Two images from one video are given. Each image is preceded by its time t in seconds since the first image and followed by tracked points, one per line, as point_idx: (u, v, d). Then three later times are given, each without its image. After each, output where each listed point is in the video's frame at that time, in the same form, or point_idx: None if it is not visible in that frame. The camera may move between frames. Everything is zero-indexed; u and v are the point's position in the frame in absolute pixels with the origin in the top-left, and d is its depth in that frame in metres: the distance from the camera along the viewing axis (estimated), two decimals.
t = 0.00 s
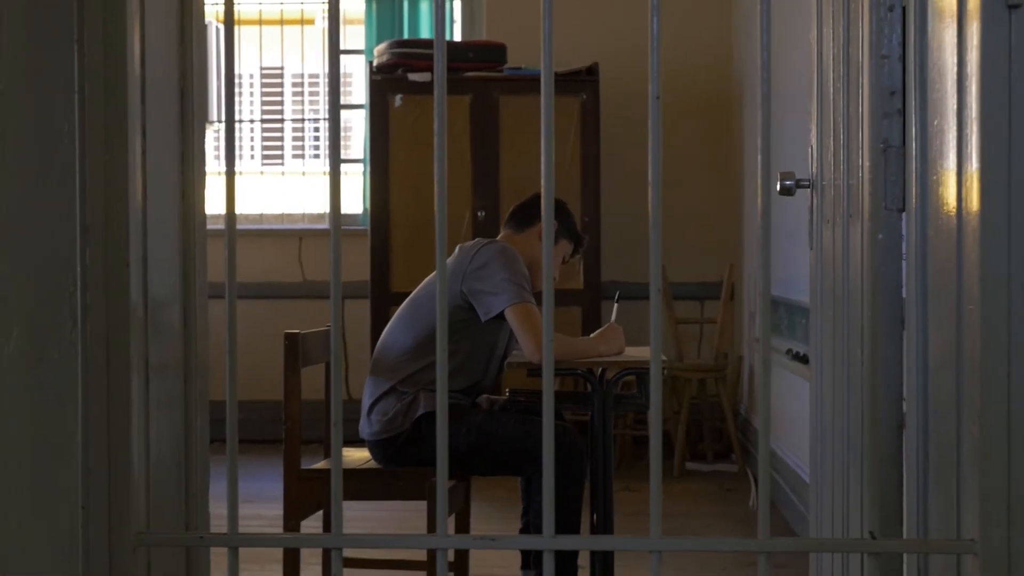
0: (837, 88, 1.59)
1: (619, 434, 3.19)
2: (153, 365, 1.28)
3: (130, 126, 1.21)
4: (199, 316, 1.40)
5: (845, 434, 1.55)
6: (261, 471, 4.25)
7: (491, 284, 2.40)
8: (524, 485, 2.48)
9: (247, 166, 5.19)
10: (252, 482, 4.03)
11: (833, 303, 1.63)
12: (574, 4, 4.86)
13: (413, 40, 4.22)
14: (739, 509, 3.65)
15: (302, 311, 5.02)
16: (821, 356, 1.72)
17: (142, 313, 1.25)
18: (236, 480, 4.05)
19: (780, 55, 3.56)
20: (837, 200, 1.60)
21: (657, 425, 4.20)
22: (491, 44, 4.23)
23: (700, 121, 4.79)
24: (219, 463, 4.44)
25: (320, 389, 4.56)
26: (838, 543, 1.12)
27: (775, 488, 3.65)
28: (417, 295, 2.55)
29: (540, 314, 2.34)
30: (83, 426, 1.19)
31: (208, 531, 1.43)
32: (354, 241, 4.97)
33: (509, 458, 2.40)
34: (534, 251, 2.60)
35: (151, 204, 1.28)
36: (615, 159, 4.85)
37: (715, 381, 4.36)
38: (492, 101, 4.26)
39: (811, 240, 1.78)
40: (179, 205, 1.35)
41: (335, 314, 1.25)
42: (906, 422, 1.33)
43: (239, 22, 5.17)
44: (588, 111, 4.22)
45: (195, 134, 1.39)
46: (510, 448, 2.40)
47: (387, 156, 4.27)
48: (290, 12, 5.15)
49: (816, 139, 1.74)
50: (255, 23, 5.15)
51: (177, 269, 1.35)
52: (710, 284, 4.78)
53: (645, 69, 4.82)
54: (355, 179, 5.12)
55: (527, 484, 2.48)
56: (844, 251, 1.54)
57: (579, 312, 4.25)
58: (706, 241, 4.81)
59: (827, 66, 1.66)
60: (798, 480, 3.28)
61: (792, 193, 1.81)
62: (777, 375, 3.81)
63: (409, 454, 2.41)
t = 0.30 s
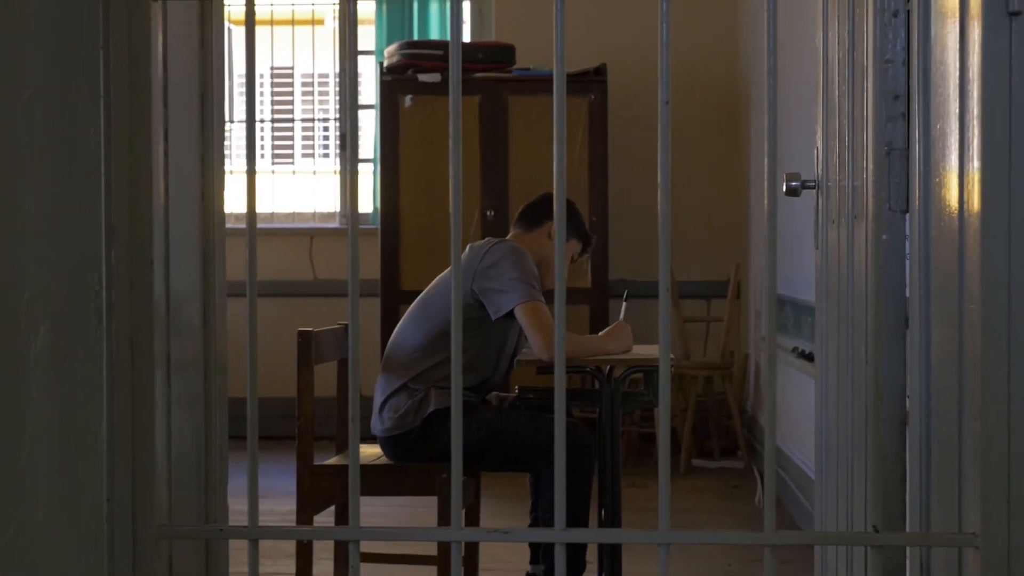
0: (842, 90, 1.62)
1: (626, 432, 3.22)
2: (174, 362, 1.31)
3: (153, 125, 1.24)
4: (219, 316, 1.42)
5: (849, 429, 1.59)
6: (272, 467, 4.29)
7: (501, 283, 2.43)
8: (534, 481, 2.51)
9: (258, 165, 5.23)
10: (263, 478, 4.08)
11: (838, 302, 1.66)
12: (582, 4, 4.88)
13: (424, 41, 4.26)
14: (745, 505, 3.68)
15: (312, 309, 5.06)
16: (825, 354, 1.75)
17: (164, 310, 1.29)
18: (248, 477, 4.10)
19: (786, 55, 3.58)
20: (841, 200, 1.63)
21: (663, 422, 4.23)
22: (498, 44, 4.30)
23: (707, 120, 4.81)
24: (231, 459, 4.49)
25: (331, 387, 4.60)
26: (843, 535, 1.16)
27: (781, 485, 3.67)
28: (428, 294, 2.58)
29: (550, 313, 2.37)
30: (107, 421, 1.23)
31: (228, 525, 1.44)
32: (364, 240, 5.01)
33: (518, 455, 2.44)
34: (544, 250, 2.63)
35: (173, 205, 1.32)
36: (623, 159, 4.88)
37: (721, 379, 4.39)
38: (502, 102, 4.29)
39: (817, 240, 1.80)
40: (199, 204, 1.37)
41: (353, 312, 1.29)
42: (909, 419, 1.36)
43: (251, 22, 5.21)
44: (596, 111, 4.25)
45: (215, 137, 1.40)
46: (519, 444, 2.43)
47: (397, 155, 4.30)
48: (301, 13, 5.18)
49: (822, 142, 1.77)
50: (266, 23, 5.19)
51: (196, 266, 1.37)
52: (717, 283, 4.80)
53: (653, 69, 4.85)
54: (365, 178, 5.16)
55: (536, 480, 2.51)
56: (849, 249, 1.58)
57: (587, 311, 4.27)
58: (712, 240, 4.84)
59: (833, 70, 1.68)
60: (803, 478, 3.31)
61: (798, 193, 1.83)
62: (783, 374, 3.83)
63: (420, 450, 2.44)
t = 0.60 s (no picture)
0: (839, 96, 1.67)
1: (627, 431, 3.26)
2: (190, 360, 1.38)
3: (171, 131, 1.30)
4: (230, 318, 1.50)
5: (846, 427, 1.63)
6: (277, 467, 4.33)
7: (505, 284, 2.47)
8: (536, 478, 2.54)
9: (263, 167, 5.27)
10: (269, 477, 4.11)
11: (835, 303, 1.70)
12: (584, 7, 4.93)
13: (427, 45, 4.28)
14: (745, 503, 3.72)
15: (317, 310, 5.10)
16: (823, 354, 1.79)
17: (181, 311, 1.35)
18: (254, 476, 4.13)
19: (784, 59, 3.61)
20: (838, 204, 1.68)
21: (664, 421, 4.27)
22: (501, 48, 4.32)
23: (707, 122, 4.85)
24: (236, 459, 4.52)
25: (336, 387, 4.64)
26: (839, 528, 1.20)
27: (780, 483, 3.71)
28: (433, 295, 2.62)
29: (553, 314, 2.41)
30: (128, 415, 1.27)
31: (241, 517, 1.51)
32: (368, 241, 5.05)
33: (521, 452, 2.48)
34: (546, 252, 2.67)
35: (189, 210, 1.38)
36: (624, 160, 4.92)
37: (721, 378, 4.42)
38: (504, 105, 4.33)
39: (815, 241, 1.84)
40: (214, 209, 1.45)
41: (364, 312, 1.33)
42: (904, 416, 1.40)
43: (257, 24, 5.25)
44: (597, 113, 4.29)
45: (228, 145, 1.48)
46: (523, 443, 2.47)
47: (400, 158, 4.35)
48: (305, 15, 5.23)
49: (820, 147, 1.81)
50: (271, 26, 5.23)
51: (211, 268, 1.45)
52: (717, 284, 4.84)
53: (653, 72, 4.90)
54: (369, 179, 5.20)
55: (539, 477, 2.55)
56: (845, 251, 1.62)
57: (588, 311, 4.31)
58: (712, 241, 4.88)
59: (831, 76, 1.72)
60: (801, 475, 3.34)
61: (797, 196, 1.87)
62: (782, 373, 3.87)
63: (425, 448, 2.48)
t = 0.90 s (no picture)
0: (828, 103, 1.72)
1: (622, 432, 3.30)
2: (199, 361, 1.42)
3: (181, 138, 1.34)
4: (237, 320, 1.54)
5: (835, 425, 1.67)
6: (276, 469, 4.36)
7: (502, 287, 2.52)
8: (533, 478, 2.58)
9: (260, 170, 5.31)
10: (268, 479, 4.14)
11: (824, 305, 1.75)
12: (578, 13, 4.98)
13: (424, 50, 4.32)
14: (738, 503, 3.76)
15: (314, 313, 5.13)
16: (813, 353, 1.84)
17: (191, 312, 1.39)
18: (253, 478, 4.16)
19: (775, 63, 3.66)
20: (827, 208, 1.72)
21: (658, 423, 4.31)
22: (497, 54, 4.37)
23: (700, 127, 4.91)
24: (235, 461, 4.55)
25: (335, 389, 4.68)
26: (827, 522, 1.24)
27: (771, 482, 3.75)
28: (432, 297, 2.66)
29: (550, 317, 2.46)
30: (139, 414, 1.30)
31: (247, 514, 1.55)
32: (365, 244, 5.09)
33: (518, 453, 2.52)
34: (542, 255, 2.72)
35: (198, 215, 1.42)
36: (618, 165, 4.97)
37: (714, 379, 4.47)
38: (500, 109, 4.38)
39: (805, 244, 1.89)
40: (221, 216, 1.49)
41: (370, 314, 1.38)
42: (892, 414, 1.45)
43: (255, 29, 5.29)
44: (592, 118, 4.34)
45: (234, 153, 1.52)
46: (519, 443, 2.51)
47: (397, 162, 4.39)
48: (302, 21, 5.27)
49: (810, 152, 1.86)
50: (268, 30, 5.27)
51: (218, 272, 1.49)
52: (711, 286, 4.89)
53: (647, 77, 4.95)
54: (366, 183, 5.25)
55: (535, 477, 2.59)
56: (834, 254, 1.67)
57: (583, 313, 4.36)
58: (706, 244, 4.92)
59: (821, 83, 1.77)
60: (793, 474, 3.38)
61: (788, 201, 1.92)
62: (774, 373, 3.91)
63: (423, 449, 2.52)
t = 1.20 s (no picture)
0: (813, 113, 1.77)
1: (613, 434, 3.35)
2: (202, 364, 1.46)
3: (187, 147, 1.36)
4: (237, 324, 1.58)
5: (820, 426, 1.72)
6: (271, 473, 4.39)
7: (494, 291, 2.56)
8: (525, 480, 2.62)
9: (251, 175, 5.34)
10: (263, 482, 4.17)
11: (809, 309, 1.79)
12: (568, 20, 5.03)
13: (416, 57, 4.34)
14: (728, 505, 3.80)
15: (306, 318, 5.16)
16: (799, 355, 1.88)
17: (195, 316, 1.42)
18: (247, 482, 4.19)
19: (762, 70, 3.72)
20: (812, 214, 1.77)
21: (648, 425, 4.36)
22: (489, 60, 4.42)
23: (689, 132, 4.96)
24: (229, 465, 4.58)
25: (329, 393, 4.71)
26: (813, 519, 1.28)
27: (759, 483, 3.79)
28: (426, 301, 2.70)
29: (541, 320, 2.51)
30: (146, 417, 1.33)
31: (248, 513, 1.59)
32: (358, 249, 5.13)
33: (510, 455, 2.56)
34: (533, 260, 2.76)
35: (202, 221, 1.45)
36: (608, 170, 5.02)
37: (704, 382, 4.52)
38: (491, 115, 4.42)
39: (791, 250, 1.93)
40: (223, 223, 1.54)
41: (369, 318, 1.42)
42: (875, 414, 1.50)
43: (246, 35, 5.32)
44: (582, 123, 4.38)
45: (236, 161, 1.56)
46: (512, 445, 2.55)
47: (390, 167, 4.42)
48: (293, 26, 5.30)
49: (796, 159, 1.91)
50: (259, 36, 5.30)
51: (220, 277, 1.53)
52: (700, 290, 4.94)
53: (636, 82, 5.00)
54: (358, 188, 5.29)
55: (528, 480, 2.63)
56: (819, 260, 1.72)
57: (575, 317, 4.41)
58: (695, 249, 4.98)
59: (806, 92, 1.82)
60: (780, 475, 3.43)
61: (775, 208, 1.96)
62: (762, 376, 3.96)
63: (417, 451, 2.56)
